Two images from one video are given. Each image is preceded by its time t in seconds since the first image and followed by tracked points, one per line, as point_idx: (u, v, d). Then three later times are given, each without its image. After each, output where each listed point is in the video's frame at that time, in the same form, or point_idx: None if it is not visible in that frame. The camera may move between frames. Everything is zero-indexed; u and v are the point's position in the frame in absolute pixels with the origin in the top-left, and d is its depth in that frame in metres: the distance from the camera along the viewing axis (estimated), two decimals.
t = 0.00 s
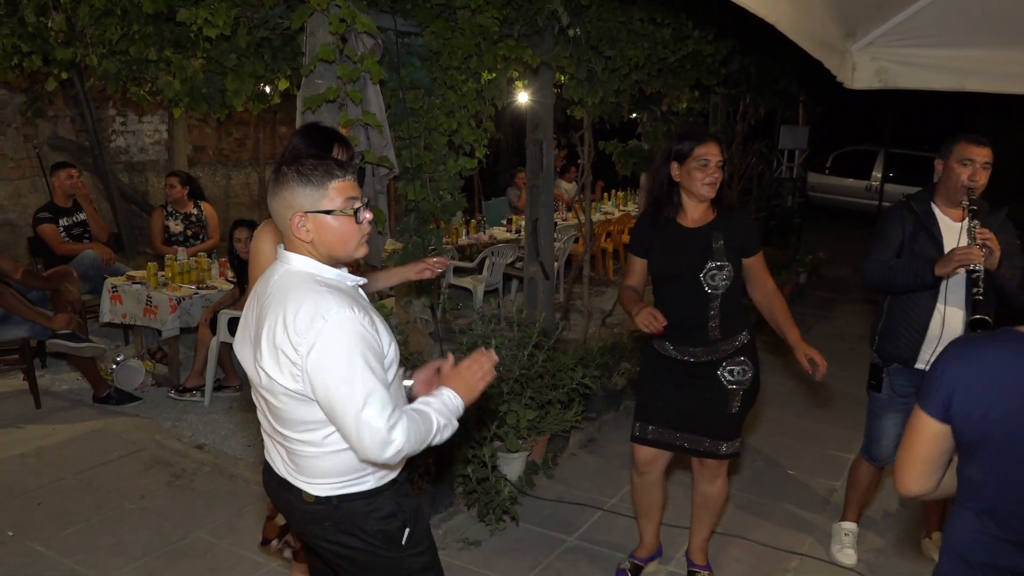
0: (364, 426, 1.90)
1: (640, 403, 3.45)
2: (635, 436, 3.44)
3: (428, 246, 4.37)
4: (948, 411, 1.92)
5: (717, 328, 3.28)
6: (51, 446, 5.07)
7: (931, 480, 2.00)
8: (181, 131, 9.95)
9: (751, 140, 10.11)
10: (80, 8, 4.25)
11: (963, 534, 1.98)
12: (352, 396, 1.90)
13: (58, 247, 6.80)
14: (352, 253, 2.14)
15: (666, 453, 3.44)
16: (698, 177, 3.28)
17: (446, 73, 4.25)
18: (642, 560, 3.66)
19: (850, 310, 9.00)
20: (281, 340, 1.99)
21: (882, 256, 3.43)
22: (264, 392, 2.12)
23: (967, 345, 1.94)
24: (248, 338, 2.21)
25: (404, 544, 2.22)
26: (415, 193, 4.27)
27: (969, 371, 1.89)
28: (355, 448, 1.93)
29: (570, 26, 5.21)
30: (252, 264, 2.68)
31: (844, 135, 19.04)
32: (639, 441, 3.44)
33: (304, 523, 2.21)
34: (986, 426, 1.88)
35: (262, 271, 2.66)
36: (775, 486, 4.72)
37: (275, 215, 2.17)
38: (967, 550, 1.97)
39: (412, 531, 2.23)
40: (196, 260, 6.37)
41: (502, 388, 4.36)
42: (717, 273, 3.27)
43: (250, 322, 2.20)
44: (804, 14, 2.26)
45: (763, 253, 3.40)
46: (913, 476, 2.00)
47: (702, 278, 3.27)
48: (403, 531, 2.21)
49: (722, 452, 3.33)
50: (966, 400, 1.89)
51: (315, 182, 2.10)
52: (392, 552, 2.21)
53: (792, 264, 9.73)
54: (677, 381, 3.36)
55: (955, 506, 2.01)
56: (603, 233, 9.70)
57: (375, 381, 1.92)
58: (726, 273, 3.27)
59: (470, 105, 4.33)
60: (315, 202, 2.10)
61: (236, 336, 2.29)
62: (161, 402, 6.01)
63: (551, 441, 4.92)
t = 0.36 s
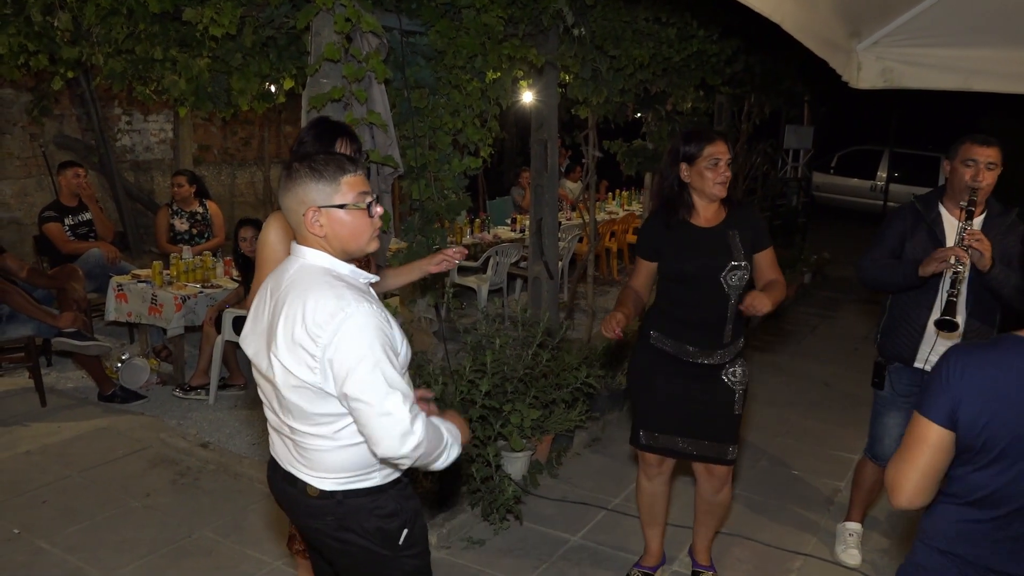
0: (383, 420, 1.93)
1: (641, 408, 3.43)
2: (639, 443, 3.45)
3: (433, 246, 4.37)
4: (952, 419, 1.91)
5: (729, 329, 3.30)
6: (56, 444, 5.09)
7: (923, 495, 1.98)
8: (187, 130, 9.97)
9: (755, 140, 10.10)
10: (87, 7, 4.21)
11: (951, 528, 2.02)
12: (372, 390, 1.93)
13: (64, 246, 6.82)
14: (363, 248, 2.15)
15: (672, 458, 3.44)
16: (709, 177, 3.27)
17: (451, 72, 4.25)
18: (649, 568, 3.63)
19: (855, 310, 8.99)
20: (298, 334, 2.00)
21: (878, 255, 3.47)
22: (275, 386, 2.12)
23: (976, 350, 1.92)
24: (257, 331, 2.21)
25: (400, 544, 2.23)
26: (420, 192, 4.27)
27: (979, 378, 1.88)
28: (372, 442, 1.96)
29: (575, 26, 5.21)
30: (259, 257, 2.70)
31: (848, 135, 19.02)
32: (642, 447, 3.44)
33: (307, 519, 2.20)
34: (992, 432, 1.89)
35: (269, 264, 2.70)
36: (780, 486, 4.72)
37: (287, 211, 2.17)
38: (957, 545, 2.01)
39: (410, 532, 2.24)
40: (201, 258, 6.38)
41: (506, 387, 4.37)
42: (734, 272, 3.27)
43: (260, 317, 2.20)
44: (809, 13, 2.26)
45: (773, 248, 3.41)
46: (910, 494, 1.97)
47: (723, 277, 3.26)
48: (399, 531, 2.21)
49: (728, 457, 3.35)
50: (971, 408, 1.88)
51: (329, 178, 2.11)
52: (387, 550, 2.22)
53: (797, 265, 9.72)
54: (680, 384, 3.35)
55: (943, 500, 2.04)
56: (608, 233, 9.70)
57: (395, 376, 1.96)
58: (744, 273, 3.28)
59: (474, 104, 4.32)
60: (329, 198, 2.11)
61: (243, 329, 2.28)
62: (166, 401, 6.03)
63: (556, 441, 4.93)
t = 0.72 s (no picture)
0: (360, 415, 1.88)
1: (650, 406, 3.41)
2: (644, 447, 3.41)
3: (434, 245, 4.37)
4: (942, 403, 1.93)
5: (726, 331, 3.28)
6: (58, 444, 5.09)
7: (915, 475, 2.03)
8: (188, 130, 9.98)
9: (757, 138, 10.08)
10: (88, 7, 4.22)
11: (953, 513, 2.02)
12: (357, 383, 1.89)
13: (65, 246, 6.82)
14: (372, 248, 2.16)
15: (676, 461, 3.41)
16: (706, 177, 3.28)
17: (452, 71, 4.25)
18: (650, 566, 3.62)
19: (857, 309, 8.97)
20: (299, 322, 1.99)
21: (874, 253, 3.48)
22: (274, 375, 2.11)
23: (961, 333, 1.95)
24: (264, 321, 2.21)
25: (401, 545, 2.21)
26: (421, 192, 4.27)
27: (967, 359, 1.91)
28: (346, 438, 1.91)
29: (576, 25, 5.20)
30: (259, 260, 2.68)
31: (850, 134, 19.00)
32: (648, 451, 3.40)
33: (310, 518, 2.20)
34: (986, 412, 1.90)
35: (268, 267, 2.68)
36: (782, 485, 4.71)
37: (296, 208, 2.17)
38: (962, 530, 2.00)
39: (411, 533, 2.23)
40: (202, 258, 6.38)
41: (507, 386, 4.37)
42: (724, 276, 3.27)
43: (268, 307, 2.20)
44: (810, 11, 2.25)
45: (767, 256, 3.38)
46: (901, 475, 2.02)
47: (710, 281, 3.28)
48: (402, 532, 2.21)
49: (725, 452, 3.37)
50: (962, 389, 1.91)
51: (339, 177, 2.10)
52: (392, 549, 2.21)
53: (799, 264, 9.71)
54: (685, 386, 3.34)
55: (944, 488, 2.05)
56: (609, 232, 9.69)
57: (382, 375, 1.92)
58: (733, 277, 3.28)
59: (475, 103, 4.31)
60: (339, 197, 2.10)
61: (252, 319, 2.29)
62: (168, 400, 6.03)
63: (557, 440, 4.93)
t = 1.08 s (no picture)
0: (399, 420, 1.94)
1: (626, 404, 3.46)
2: (621, 438, 3.47)
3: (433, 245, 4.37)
4: (977, 392, 1.88)
5: (704, 326, 3.28)
6: (58, 445, 5.10)
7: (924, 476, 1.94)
8: (187, 131, 9.98)
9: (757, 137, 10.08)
10: (86, 8, 4.22)
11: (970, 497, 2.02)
12: (385, 392, 1.93)
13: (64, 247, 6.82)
14: (365, 252, 2.14)
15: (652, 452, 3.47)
16: (686, 173, 3.28)
17: (450, 71, 4.26)
18: (611, 536, 3.89)
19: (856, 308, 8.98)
20: (297, 344, 1.97)
21: (872, 251, 3.49)
22: (277, 393, 2.10)
23: (985, 320, 1.94)
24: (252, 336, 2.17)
25: (412, 545, 2.24)
26: (420, 192, 4.27)
27: (999, 348, 1.88)
28: (389, 441, 1.98)
29: (575, 24, 5.21)
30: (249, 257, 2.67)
31: (850, 133, 19.00)
32: (626, 443, 3.47)
33: (314, 524, 2.20)
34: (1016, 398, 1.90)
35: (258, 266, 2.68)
36: (781, 484, 4.72)
37: (285, 213, 2.14)
38: (976, 513, 2.01)
39: (421, 532, 2.26)
40: (202, 258, 6.38)
41: (507, 386, 4.38)
42: (708, 268, 3.26)
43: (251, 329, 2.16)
44: (808, 11, 2.26)
45: (752, 253, 3.36)
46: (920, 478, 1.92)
47: (693, 274, 3.27)
48: (410, 531, 2.23)
49: (707, 451, 3.35)
50: (992, 377, 1.88)
51: (330, 182, 2.08)
52: (401, 550, 2.23)
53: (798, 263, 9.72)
54: (664, 383, 3.36)
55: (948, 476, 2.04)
56: (608, 231, 9.70)
57: (402, 376, 1.96)
58: (716, 269, 3.27)
59: (474, 103, 4.32)
60: (329, 202, 2.08)
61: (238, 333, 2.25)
62: (168, 401, 6.04)
63: (557, 440, 4.93)
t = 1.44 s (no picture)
0: (377, 452, 1.85)
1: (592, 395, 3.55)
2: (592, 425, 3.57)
3: (431, 245, 4.36)
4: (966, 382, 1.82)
5: (658, 317, 3.31)
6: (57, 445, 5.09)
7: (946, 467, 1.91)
8: (186, 131, 9.99)
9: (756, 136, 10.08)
10: (85, 8, 4.23)
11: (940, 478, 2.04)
12: (374, 418, 1.85)
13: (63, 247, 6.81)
14: (395, 266, 2.11)
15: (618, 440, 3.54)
16: (644, 170, 3.29)
17: (448, 71, 4.26)
18: (608, 533, 3.88)
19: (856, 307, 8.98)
20: (316, 346, 1.94)
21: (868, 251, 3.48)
22: (293, 396, 2.08)
23: (952, 306, 1.89)
24: (280, 335, 2.17)
25: (423, 557, 2.24)
26: (418, 192, 4.26)
27: (979, 332, 1.84)
28: (363, 474, 1.88)
29: (574, 24, 5.20)
30: (215, 259, 2.79)
31: (849, 132, 19.00)
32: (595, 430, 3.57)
33: (331, 530, 2.16)
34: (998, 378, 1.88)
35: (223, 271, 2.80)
36: (780, 483, 4.71)
37: (320, 215, 2.11)
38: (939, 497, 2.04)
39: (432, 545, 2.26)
40: (200, 259, 6.38)
41: (506, 386, 4.39)
42: (662, 263, 3.29)
43: (286, 319, 2.14)
44: (806, 9, 2.25)
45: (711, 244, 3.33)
46: (954, 468, 1.86)
47: (648, 267, 3.31)
48: (425, 544, 2.24)
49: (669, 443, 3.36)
50: (978, 362, 1.83)
51: (371, 195, 2.05)
52: (411, 560, 2.22)
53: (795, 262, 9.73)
54: (621, 371, 3.43)
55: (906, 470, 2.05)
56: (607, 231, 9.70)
57: (399, 407, 1.88)
58: (671, 264, 3.29)
59: (473, 103, 4.32)
60: (368, 213, 2.05)
61: (269, 330, 2.25)
62: (167, 401, 6.03)
63: (556, 439, 4.93)
